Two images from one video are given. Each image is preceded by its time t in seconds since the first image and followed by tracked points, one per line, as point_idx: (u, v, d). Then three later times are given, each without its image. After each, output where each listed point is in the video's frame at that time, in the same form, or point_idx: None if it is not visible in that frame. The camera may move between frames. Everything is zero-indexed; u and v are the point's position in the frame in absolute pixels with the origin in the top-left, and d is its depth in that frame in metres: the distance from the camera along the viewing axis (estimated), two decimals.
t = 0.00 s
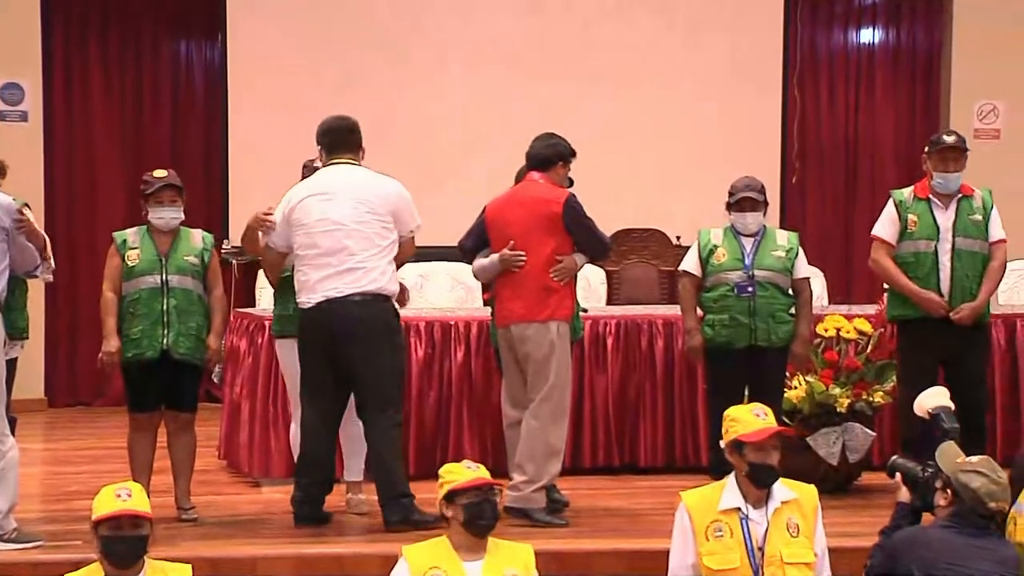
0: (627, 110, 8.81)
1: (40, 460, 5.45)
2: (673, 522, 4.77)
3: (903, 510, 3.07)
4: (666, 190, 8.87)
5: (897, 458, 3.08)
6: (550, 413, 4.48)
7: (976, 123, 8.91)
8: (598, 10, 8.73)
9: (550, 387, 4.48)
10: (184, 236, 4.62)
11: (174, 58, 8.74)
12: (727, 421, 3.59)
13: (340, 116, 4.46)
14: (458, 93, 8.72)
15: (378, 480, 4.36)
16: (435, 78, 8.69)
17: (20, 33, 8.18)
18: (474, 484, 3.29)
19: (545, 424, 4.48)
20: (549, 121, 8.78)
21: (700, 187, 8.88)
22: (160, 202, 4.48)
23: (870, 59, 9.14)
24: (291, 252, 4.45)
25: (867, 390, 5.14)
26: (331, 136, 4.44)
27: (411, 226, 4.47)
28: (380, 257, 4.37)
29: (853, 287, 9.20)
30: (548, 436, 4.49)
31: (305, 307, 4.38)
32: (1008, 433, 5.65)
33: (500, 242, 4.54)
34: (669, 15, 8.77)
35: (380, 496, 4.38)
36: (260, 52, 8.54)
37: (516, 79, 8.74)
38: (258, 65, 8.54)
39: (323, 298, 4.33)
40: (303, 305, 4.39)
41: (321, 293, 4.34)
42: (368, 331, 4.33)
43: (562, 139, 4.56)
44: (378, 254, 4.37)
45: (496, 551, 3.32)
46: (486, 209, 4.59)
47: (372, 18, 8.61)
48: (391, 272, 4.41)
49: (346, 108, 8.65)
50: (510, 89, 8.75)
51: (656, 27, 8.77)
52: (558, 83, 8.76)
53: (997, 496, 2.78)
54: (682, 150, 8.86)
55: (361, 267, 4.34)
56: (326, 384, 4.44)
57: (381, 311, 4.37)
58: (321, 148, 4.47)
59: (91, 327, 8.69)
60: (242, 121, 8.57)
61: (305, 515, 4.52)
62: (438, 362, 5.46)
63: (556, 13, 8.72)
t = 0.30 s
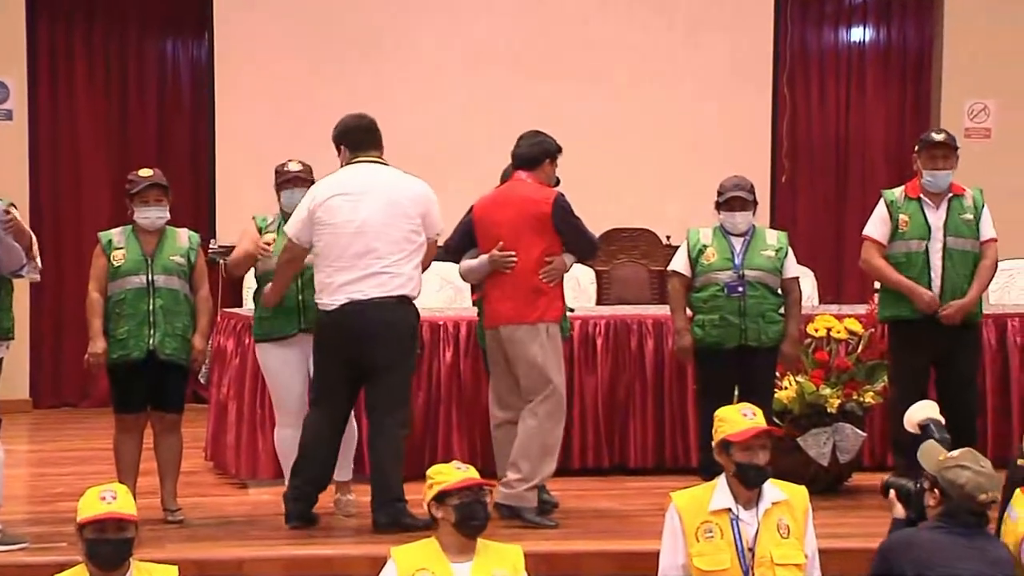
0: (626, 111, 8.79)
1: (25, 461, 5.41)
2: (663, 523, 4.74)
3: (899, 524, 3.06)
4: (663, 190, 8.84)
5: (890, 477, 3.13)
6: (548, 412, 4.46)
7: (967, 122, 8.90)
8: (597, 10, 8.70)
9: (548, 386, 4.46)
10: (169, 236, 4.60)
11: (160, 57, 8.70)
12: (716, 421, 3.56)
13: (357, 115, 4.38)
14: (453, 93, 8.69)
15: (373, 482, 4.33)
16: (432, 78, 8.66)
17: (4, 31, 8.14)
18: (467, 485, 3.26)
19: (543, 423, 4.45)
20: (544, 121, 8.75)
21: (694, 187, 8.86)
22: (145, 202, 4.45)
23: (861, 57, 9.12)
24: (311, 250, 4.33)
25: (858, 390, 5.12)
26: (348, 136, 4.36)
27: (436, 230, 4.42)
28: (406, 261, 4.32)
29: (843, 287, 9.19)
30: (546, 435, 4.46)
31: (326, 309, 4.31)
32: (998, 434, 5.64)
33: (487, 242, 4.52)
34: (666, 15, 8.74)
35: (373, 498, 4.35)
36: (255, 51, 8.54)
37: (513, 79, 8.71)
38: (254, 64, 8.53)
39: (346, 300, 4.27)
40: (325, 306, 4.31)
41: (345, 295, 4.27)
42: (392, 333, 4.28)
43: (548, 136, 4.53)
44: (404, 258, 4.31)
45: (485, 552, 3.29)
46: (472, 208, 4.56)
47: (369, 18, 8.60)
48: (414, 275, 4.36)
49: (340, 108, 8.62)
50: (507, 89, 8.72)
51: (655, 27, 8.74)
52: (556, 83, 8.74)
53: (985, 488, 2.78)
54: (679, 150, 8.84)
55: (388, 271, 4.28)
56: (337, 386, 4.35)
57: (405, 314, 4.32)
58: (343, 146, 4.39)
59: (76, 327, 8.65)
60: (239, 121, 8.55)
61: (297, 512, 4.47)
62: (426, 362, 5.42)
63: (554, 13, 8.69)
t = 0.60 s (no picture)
0: (627, 111, 8.76)
1: (12, 463, 5.38)
2: (654, 524, 4.72)
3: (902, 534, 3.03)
4: (657, 190, 8.82)
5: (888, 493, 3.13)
6: (549, 411, 4.44)
7: (959, 121, 8.89)
8: (598, 9, 8.68)
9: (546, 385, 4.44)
10: (157, 236, 4.57)
11: (148, 54, 8.67)
12: (707, 422, 3.54)
13: (378, 111, 4.31)
14: (450, 92, 8.66)
15: (364, 483, 4.29)
16: (430, 78, 8.63)
17: None
18: (457, 486, 3.23)
19: (545, 421, 4.44)
20: (541, 120, 8.73)
21: (688, 186, 8.83)
22: (133, 201, 4.42)
23: (853, 56, 9.10)
24: (315, 247, 4.30)
25: (850, 391, 5.10)
26: (370, 132, 4.29)
27: (443, 236, 4.37)
28: (409, 264, 4.26)
29: (836, 287, 9.17)
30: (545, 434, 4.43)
31: (325, 307, 4.27)
32: (990, 436, 5.62)
33: (477, 241, 4.48)
34: (664, 14, 8.71)
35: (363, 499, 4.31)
36: (251, 50, 8.51)
37: (512, 79, 8.69)
38: (251, 64, 8.51)
39: (344, 299, 4.22)
40: (323, 304, 4.27)
41: (344, 294, 4.22)
42: (395, 333, 4.24)
43: (536, 135, 4.50)
44: (406, 261, 4.26)
45: (476, 554, 3.26)
46: (461, 209, 4.53)
47: (367, 17, 8.58)
48: (416, 279, 4.31)
49: (336, 107, 8.59)
50: (504, 89, 8.69)
51: (655, 27, 8.71)
52: (555, 83, 8.71)
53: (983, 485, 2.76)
54: (677, 149, 8.81)
55: (389, 273, 4.23)
56: (340, 388, 4.31)
57: (407, 317, 4.28)
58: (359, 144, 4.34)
59: (64, 326, 8.62)
60: (236, 120, 8.52)
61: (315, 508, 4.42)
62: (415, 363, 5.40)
63: (554, 12, 8.66)
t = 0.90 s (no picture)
0: (626, 111, 8.74)
1: None
2: (646, 525, 4.69)
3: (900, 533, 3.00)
4: (651, 191, 8.79)
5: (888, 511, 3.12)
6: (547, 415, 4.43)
7: (954, 120, 8.87)
8: (598, 9, 8.65)
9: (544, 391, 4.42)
10: (147, 236, 4.54)
11: (137, 53, 8.64)
12: (700, 423, 3.51)
13: (358, 109, 4.27)
14: (447, 92, 8.63)
15: (354, 486, 4.26)
16: (429, 78, 8.61)
17: None
18: (445, 488, 3.20)
19: (539, 427, 4.42)
20: (538, 120, 8.70)
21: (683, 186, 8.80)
22: (122, 201, 4.39)
23: (846, 55, 9.07)
24: (298, 247, 4.29)
25: (843, 392, 5.07)
26: (356, 128, 4.26)
27: (422, 229, 4.26)
28: (386, 261, 4.21)
29: (830, 287, 9.15)
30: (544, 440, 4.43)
31: (309, 306, 4.26)
32: (985, 437, 5.59)
33: (472, 242, 4.44)
34: (663, 14, 8.69)
35: (353, 501, 4.29)
36: (248, 49, 8.48)
37: (510, 79, 8.66)
38: (250, 63, 8.48)
39: (323, 298, 4.21)
40: (307, 304, 4.26)
41: (323, 293, 4.20)
42: (380, 330, 4.20)
43: (532, 135, 4.48)
44: (384, 259, 4.21)
45: (468, 556, 3.24)
46: (456, 209, 4.48)
47: (366, 16, 8.55)
48: (398, 276, 4.25)
49: (333, 107, 8.56)
50: (502, 88, 8.66)
51: (656, 27, 8.69)
52: (553, 83, 8.68)
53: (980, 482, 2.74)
54: (677, 149, 8.78)
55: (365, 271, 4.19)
56: (329, 389, 4.30)
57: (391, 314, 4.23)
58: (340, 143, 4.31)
59: (52, 327, 8.60)
60: (233, 120, 8.49)
61: (321, 516, 4.36)
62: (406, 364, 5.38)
63: (554, 12, 8.64)
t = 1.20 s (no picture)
0: (626, 111, 8.70)
1: None
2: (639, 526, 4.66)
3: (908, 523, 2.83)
4: (646, 191, 8.75)
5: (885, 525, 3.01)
6: (543, 418, 4.39)
7: (947, 120, 8.81)
8: (598, 8, 8.60)
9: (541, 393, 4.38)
10: (136, 235, 4.51)
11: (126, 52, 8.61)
12: (694, 423, 3.49)
13: (330, 107, 4.24)
14: (445, 91, 8.60)
15: (343, 486, 4.25)
16: (427, 78, 8.57)
17: None
18: (438, 489, 3.17)
19: (533, 428, 4.37)
20: (536, 119, 8.66)
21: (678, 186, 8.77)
22: (100, 198, 4.38)
23: (839, 53, 9.07)
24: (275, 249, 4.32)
25: (836, 392, 5.04)
26: (327, 127, 4.24)
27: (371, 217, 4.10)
28: (345, 258, 4.15)
29: (823, 287, 9.13)
30: (539, 442, 4.38)
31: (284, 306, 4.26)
32: (978, 438, 5.57)
33: (474, 240, 4.38)
34: (662, 13, 8.64)
35: (343, 502, 4.27)
36: (244, 49, 8.44)
37: (508, 78, 8.62)
38: (249, 63, 8.44)
39: (292, 297, 4.20)
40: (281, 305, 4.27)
41: (292, 293, 4.20)
42: (351, 326, 4.16)
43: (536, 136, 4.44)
44: (343, 255, 4.15)
45: (459, 558, 3.21)
46: (455, 206, 4.40)
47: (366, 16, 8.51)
48: (360, 273, 4.18)
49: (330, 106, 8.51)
50: (500, 88, 8.63)
51: (656, 27, 8.64)
52: (552, 84, 8.64)
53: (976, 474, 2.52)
54: (676, 149, 8.75)
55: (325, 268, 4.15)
56: (311, 390, 4.27)
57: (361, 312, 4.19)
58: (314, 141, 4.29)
59: (40, 328, 8.56)
60: (229, 120, 8.46)
61: (312, 518, 4.34)
62: (398, 364, 5.36)
63: (554, 11, 8.59)
